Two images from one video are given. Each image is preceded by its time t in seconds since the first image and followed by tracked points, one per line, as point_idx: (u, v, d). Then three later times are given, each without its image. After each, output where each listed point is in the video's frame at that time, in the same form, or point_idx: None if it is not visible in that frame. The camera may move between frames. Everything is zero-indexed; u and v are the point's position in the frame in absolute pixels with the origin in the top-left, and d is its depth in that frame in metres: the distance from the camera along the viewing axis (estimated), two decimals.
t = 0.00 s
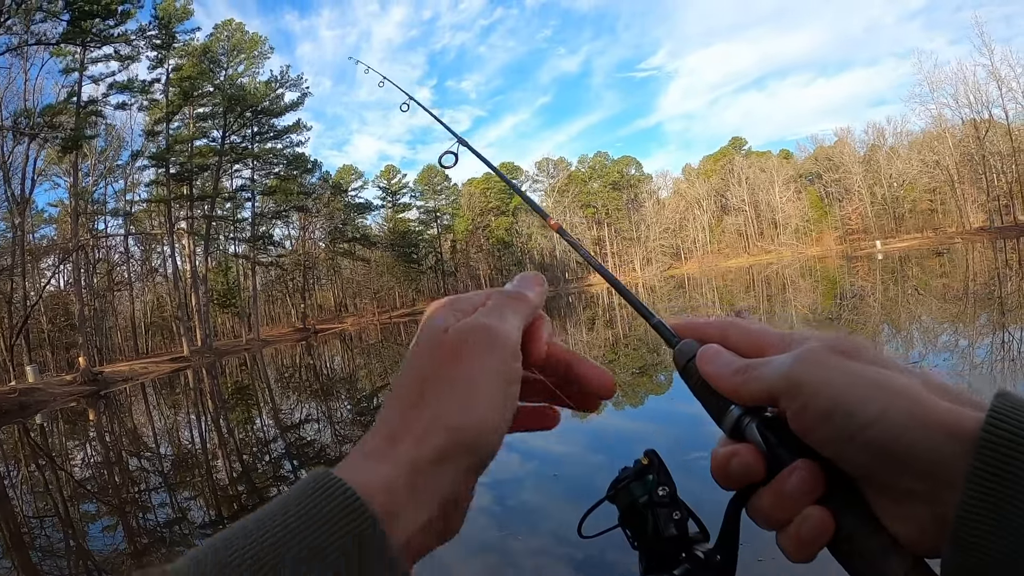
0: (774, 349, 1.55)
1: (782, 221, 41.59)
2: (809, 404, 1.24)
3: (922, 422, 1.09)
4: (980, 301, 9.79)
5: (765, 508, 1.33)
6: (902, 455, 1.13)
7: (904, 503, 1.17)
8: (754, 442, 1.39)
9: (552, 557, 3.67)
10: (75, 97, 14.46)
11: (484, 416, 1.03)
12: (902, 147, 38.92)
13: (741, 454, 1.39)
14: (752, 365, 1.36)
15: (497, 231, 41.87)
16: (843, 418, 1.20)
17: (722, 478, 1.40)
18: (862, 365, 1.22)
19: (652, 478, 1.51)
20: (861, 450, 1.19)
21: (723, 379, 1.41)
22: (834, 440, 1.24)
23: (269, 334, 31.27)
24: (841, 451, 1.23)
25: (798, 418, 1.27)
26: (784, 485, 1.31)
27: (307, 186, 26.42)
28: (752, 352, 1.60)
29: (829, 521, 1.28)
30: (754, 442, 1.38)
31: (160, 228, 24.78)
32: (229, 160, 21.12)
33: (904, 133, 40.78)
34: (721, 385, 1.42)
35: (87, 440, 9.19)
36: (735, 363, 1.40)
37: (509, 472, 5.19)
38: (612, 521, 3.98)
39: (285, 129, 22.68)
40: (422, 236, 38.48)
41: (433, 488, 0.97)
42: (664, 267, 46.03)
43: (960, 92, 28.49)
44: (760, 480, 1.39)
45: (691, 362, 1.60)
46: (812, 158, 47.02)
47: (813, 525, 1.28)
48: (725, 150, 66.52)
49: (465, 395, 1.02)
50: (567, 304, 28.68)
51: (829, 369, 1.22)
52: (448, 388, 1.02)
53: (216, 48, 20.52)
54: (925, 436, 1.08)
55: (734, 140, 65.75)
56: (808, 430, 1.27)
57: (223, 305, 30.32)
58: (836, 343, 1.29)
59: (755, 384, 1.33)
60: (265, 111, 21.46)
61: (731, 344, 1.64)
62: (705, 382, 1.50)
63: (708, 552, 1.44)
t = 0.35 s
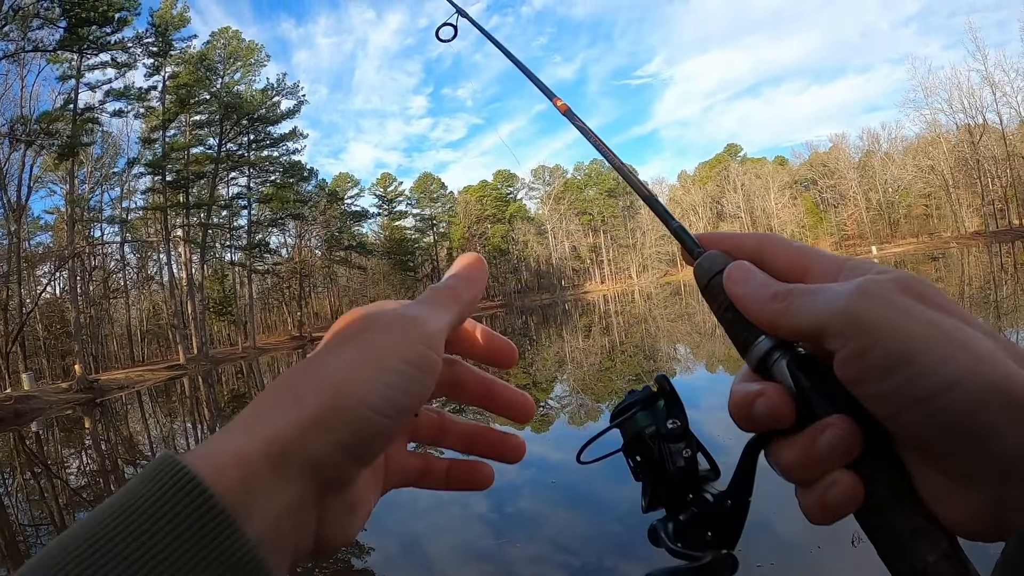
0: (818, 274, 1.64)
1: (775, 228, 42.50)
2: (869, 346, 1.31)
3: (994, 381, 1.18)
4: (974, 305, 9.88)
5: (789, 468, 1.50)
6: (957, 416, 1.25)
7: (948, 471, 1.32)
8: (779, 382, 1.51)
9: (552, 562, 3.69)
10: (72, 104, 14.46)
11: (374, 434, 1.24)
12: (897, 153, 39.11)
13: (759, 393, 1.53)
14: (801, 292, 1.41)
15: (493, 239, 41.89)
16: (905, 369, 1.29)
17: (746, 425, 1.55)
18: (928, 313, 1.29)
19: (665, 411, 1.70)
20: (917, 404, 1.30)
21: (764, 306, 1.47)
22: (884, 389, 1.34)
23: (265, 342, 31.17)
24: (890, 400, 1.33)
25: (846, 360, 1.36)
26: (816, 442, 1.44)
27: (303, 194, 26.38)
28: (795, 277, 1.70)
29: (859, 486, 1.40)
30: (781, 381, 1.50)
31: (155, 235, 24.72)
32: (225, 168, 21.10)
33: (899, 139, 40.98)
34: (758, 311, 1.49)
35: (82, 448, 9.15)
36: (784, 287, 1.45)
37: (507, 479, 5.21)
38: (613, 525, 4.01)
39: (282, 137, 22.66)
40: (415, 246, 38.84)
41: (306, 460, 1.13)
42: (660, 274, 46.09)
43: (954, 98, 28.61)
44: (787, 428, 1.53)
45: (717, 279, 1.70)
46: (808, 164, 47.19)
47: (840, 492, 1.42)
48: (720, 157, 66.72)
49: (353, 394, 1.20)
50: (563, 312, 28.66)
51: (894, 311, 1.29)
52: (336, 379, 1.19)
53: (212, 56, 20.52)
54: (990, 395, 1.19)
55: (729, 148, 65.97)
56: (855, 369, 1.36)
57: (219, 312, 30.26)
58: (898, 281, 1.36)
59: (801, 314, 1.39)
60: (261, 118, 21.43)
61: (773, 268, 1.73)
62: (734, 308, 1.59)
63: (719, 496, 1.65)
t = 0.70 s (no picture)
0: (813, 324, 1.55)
1: (773, 232, 42.57)
2: (869, 401, 1.25)
3: (994, 435, 1.17)
4: (973, 308, 9.88)
5: (789, 522, 1.35)
6: (964, 473, 1.20)
7: (950, 527, 1.24)
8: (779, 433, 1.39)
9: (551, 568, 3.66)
10: (71, 107, 14.48)
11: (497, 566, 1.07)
12: (895, 156, 39.20)
13: (758, 444, 1.41)
14: (797, 341, 1.34)
15: (491, 243, 41.85)
16: (903, 422, 1.24)
17: (744, 476, 1.42)
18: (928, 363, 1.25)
19: (634, 476, 1.56)
20: (917, 463, 1.24)
21: (759, 355, 1.37)
22: (882, 443, 1.27)
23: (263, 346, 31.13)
24: (889, 459, 1.27)
25: (847, 415, 1.28)
26: (814, 496, 1.33)
27: (302, 198, 26.41)
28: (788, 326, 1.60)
29: (860, 539, 1.30)
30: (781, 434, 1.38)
31: (155, 239, 24.75)
32: (225, 172, 21.14)
33: (897, 142, 41.08)
34: (753, 361, 1.39)
35: (81, 451, 9.14)
36: (781, 334, 1.36)
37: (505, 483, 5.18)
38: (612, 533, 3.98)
39: (281, 141, 22.71)
40: (414, 249, 38.84)
41: None
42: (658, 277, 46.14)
43: (951, 101, 28.64)
44: (783, 479, 1.40)
45: (711, 327, 1.57)
46: (806, 168, 47.29)
47: (841, 545, 1.31)
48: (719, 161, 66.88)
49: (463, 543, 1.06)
50: (562, 315, 28.67)
51: (895, 359, 1.24)
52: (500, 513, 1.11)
53: (212, 60, 20.59)
54: (991, 446, 1.17)
55: (728, 152, 66.13)
56: (855, 423, 1.28)
57: (218, 316, 30.26)
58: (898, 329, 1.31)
59: (800, 364, 1.31)
60: (260, 122, 21.49)
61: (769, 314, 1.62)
62: (729, 357, 1.47)
63: (719, 549, 1.44)
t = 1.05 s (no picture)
0: (819, 378, 1.48)
1: (772, 235, 42.56)
2: (849, 468, 1.24)
3: (967, 498, 1.12)
4: (972, 311, 9.88)
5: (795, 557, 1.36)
6: (943, 524, 1.16)
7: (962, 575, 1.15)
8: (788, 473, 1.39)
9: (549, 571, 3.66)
10: (70, 110, 14.45)
11: None
12: (894, 159, 39.24)
13: (767, 486, 1.43)
14: (787, 408, 1.32)
15: (490, 246, 41.78)
16: (886, 482, 1.21)
17: (758, 516, 1.42)
18: (909, 426, 1.17)
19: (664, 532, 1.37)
20: (901, 519, 1.22)
21: (759, 418, 1.38)
22: (875, 503, 1.24)
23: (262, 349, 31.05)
24: (883, 516, 1.24)
25: (837, 479, 1.27)
26: (818, 533, 1.34)
27: (301, 201, 26.39)
28: (798, 379, 1.55)
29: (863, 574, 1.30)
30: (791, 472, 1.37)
31: (153, 242, 24.71)
32: (224, 175, 21.13)
33: (895, 145, 41.09)
34: (756, 420, 1.40)
35: (79, 455, 9.12)
36: (778, 397, 1.35)
37: (505, 488, 5.21)
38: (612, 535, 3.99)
39: (280, 144, 22.69)
40: (412, 252, 38.81)
41: None
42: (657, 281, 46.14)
43: (950, 104, 28.63)
44: (797, 517, 1.42)
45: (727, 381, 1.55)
46: (805, 171, 47.32)
47: None
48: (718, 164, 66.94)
49: None
50: (561, 319, 28.63)
51: (870, 432, 1.20)
52: None
53: (211, 63, 20.60)
54: (958, 507, 1.13)
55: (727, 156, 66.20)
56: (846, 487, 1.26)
57: (216, 319, 30.22)
58: (884, 386, 1.23)
59: (792, 432, 1.31)
60: (259, 125, 21.48)
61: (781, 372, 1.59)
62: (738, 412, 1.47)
63: None
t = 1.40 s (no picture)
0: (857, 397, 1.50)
1: (769, 235, 42.68)
2: (900, 454, 1.20)
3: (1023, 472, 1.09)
4: (968, 312, 9.90)
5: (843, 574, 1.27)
6: (991, 499, 1.14)
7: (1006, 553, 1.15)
8: (830, 491, 1.32)
9: (545, 571, 3.66)
10: (67, 110, 14.42)
11: None
12: (890, 160, 39.37)
13: (815, 500, 1.34)
14: (837, 407, 1.28)
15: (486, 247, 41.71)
16: (940, 466, 1.17)
17: (799, 532, 1.36)
18: (957, 410, 1.17)
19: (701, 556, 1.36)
20: (954, 500, 1.19)
21: (805, 425, 1.32)
22: (924, 489, 1.21)
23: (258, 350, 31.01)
24: (933, 499, 1.21)
25: (888, 468, 1.23)
26: (865, 543, 1.24)
27: (298, 201, 26.37)
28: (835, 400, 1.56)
29: None
30: (830, 490, 1.32)
31: (149, 242, 24.68)
32: (220, 175, 21.13)
33: (892, 146, 41.22)
34: (800, 431, 1.34)
35: (75, 455, 9.11)
36: (823, 403, 1.30)
37: (502, 488, 5.21)
38: (608, 535, 3.98)
39: (276, 144, 22.66)
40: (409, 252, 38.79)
41: None
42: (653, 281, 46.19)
43: (945, 104, 28.65)
44: (841, 532, 1.33)
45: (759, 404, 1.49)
46: (801, 171, 47.40)
47: None
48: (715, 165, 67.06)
49: None
50: (557, 320, 28.66)
51: (923, 415, 1.17)
52: None
53: (207, 62, 20.58)
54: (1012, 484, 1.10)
55: (724, 158, 66.33)
56: (900, 480, 1.22)
57: (212, 320, 30.18)
58: (922, 384, 1.24)
59: (844, 429, 1.25)
60: (256, 125, 21.45)
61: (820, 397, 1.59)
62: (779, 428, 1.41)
63: None
